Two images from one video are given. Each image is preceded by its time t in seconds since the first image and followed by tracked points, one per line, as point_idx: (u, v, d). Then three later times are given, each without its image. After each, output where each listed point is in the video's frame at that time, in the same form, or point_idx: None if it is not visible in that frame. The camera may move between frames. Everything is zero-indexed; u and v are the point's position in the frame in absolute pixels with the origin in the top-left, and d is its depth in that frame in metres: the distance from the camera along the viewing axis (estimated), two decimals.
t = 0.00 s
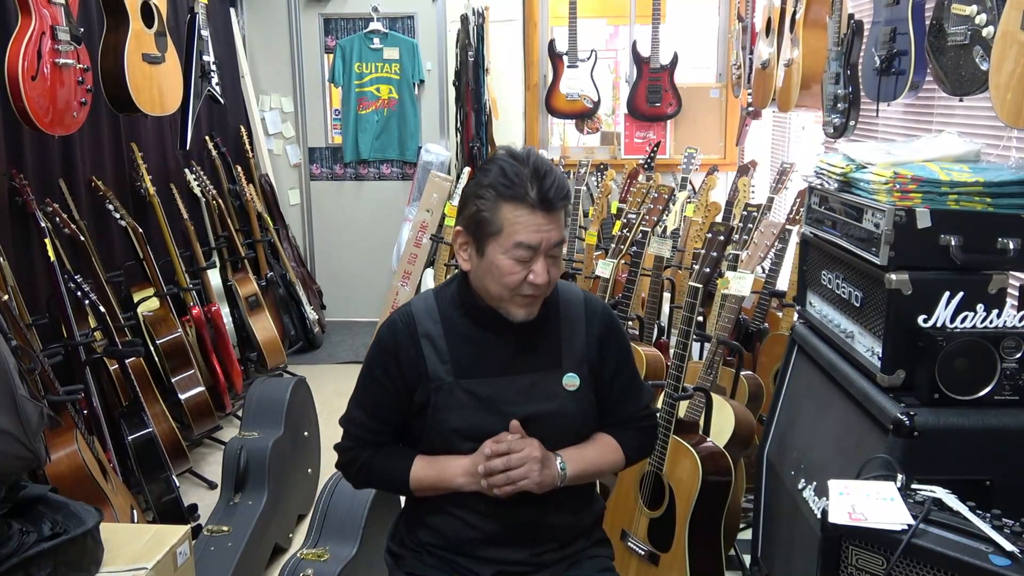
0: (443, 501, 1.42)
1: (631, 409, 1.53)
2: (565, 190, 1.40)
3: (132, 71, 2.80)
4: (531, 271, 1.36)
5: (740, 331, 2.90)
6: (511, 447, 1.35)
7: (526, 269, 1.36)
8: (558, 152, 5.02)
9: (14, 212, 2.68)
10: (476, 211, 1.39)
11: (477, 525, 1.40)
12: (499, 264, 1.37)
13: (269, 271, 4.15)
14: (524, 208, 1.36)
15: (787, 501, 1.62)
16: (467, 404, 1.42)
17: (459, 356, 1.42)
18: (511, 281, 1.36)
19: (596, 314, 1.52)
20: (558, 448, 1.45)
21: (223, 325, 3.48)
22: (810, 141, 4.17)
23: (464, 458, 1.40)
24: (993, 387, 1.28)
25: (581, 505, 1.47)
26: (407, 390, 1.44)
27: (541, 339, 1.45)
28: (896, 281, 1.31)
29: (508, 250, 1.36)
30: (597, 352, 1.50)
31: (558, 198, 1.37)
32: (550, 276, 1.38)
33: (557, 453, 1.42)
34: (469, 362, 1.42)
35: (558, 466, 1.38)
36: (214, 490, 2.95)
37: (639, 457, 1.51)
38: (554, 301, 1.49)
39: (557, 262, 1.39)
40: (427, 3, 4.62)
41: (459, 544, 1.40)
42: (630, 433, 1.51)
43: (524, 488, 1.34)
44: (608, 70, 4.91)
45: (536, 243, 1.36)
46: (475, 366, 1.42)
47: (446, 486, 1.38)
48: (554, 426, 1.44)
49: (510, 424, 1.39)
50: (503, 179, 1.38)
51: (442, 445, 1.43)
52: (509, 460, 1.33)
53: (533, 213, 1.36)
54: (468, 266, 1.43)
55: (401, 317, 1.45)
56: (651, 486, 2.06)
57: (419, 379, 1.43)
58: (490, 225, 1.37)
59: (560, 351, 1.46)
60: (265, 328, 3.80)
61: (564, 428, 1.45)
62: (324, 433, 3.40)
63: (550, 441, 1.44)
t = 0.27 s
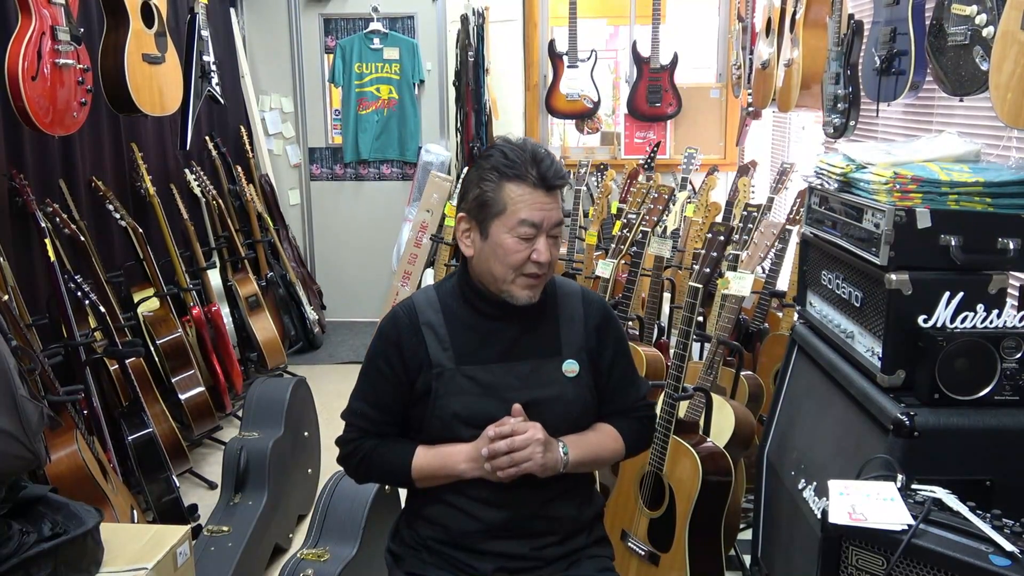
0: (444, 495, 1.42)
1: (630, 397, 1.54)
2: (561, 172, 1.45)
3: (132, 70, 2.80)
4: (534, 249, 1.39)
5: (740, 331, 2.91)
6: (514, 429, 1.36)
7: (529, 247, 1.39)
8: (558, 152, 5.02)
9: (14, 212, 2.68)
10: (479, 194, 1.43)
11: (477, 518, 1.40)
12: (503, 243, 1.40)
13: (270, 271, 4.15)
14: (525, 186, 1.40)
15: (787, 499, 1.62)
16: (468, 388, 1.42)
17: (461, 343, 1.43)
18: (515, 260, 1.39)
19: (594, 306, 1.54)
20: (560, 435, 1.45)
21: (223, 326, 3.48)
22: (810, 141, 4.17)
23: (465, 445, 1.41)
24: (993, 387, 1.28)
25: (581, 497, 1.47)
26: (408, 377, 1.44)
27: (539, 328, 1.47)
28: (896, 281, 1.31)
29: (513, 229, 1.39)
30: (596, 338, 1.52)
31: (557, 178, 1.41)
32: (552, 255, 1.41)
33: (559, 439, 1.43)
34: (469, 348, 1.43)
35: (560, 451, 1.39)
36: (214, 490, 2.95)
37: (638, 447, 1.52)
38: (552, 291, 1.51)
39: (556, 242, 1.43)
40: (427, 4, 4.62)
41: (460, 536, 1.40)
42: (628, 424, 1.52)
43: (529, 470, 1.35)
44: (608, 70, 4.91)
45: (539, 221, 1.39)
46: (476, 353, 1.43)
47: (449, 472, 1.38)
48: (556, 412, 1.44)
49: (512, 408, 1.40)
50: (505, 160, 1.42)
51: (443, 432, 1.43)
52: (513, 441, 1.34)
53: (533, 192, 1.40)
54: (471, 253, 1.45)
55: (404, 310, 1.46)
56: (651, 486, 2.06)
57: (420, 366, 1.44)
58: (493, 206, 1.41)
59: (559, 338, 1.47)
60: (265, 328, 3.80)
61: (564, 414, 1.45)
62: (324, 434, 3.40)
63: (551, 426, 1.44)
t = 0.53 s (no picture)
0: (443, 489, 1.42)
1: (628, 392, 1.54)
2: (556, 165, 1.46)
3: (132, 70, 2.80)
4: (530, 239, 1.41)
5: (740, 331, 2.91)
6: (512, 418, 1.36)
7: (526, 238, 1.41)
8: (558, 152, 5.02)
9: (15, 212, 2.68)
10: (477, 186, 1.44)
11: (477, 510, 1.40)
12: (500, 233, 1.41)
13: (270, 271, 4.15)
14: (520, 177, 1.42)
15: (787, 498, 1.62)
16: (468, 379, 1.43)
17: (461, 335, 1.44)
18: (512, 249, 1.40)
19: (590, 302, 1.54)
20: (560, 426, 1.44)
21: (223, 326, 3.48)
22: (810, 141, 4.17)
23: (464, 436, 1.41)
24: (993, 387, 1.28)
25: (581, 491, 1.47)
26: (409, 369, 1.45)
27: (535, 323, 1.47)
28: (896, 281, 1.31)
29: (510, 220, 1.41)
30: (593, 332, 1.52)
31: (552, 171, 1.43)
32: (548, 246, 1.42)
33: (558, 430, 1.43)
34: (468, 340, 1.44)
35: (559, 441, 1.39)
36: (214, 490, 2.95)
37: (637, 441, 1.52)
38: (547, 288, 1.51)
39: (552, 234, 1.44)
40: (427, 4, 4.62)
41: (460, 529, 1.40)
42: (626, 418, 1.52)
43: (526, 459, 1.35)
44: (608, 70, 4.91)
45: (534, 212, 1.41)
46: (475, 344, 1.44)
47: (448, 463, 1.38)
48: (555, 404, 1.44)
49: (510, 398, 1.40)
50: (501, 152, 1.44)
51: (443, 423, 1.43)
52: (510, 429, 1.34)
53: (529, 183, 1.42)
54: (470, 245, 1.46)
55: (405, 305, 1.47)
56: (651, 486, 2.06)
57: (420, 358, 1.44)
58: (490, 197, 1.42)
59: (556, 331, 1.48)
60: (265, 328, 3.80)
61: (562, 406, 1.45)
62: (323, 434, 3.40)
63: (549, 419, 1.44)
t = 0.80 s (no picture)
0: (443, 484, 1.42)
1: (625, 387, 1.54)
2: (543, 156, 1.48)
3: (132, 70, 2.80)
4: (510, 225, 1.43)
5: (740, 331, 2.92)
6: (509, 408, 1.36)
7: (506, 224, 1.43)
8: (558, 152, 5.02)
9: (14, 212, 2.68)
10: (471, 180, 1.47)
11: (476, 504, 1.40)
12: (481, 220, 1.43)
13: (270, 272, 4.15)
14: (503, 165, 1.45)
15: (787, 497, 1.62)
16: (466, 373, 1.42)
17: (459, 329, 1.44)
18: (491, 235, 1.42)
19: (587, 299, 1.54)
20: (559, 419, 1.44)
21: (223, 325, 3.48)
22: (810, 141, 4.17)
23: (463, 429, 1.41)
24: (993, 387, 1.28)
25: (580, 487, 1.47)
26: (408, 363, 1.45)
27: (532, 317, 1.47)
28: (896, 281, 1.31)
29: (488, 205, 1.44)
30: (590, 329, 1.52)
31: (534, 158, 1.46)
32: (529, 232, 1.43)
33: (557, 422, 1.43)
34: (467, 335, 1.44)
35: (556, 432, 1.39)
36: (214, 489, 2.95)
37: (636, 437, 1.52)
38: (543, 283, 1.52)
39: (536, 222, 1.45)
40: (427, 4, 4.62)
41: (460, 525, 1.40)
42: (625, 414, 1.52)
43: (524, 449, 1.35)
44: (608, 71, 4.91)
45: (514, 198, 1.43)
46: (474, 339, 1.44)
47: (446, 456, 1.38)
48: (554, 398, 1.44)
49: (507, 390, 1.40)
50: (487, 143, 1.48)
51: (442, 416, 1.43)
52: (508, 419, 1.34)
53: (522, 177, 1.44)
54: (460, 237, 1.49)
55: (404, 302, 1.47)
56: (652, 486, 2.06)
57: (419, 352, 1.44)
58: (477, 188, 1.46)
59: (553, 327, 1.48)
60: (265, 328, 3.80)
61: (561, 400, 1.44)
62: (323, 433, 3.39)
63: (548, 413, 1.44)
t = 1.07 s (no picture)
0: (442, 485, 1.42)
1: (625, 388, 1.54)
2: (520, 149, 1.49)
3: (132, 70, 2.80)
4: (478, 218, 1.45)
5: (740, 331, 2.92)
6: (510, 412, 1.35)
7: (474, 216, 1.45)
8: (558, 152, 5.02)
9: (14, 212, 2.68)
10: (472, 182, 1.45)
11: (476, 505, 1.40)
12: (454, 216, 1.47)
13: (269, 272, 4.15)
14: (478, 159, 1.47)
15: (787, 497, 1.62)
16: (466, 373, 1.42)
17: (459, 330, 1.44)
18: (462, 229, 1.45)
19: (588, 299, 1.54)
20: (559, 420, 1.45)
21: (223, 325, 3.48)
22: (810, 141, 4.17)
23: (464, 430, 1.41)
24: (993, 387, 1.28)
25: (580, 488, 1.47)
26: (408, 363, 1.45)
27: (530, 317, 1.47)
28: (896, 281, 1.31)
29: (459, 201, 1.46)
30: (590, 330, 1.52)
31: (504, 149, 1.46)
32: (498, 223, 1.44)
33: (557, 423, 1.43)
34: (467, 335, 1.44)
35: (557, 435, 1.39)
36: (214, 490, 2.95)
37: (636, 437, 1.52)
38: (541, 283, 1.52)
39: (508, 213, 1.45)
40: (427, 4, 4.62)
41: (460, 525, 1.40)
42: (625, 414, 1.52)
43: (523, 452, 1.35)
44: (608, 71, 4.91)
45: (481, 191, 1.46)
46: (473, 339, 1.44)
47: (447, 457, 1.39)
48: (555, 399, 1.44)
49: (510, 392, 1.40)
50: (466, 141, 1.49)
51: (442, 417, 1.43)
52: (508, 422, 1.34)
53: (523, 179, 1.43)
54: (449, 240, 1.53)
55: (404, 303, 1.47)
56: (652, 486, 2.06)
57: (419, 354, 1.44)
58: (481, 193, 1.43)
59: (553, 328, 1.47)
60: (265, 328, 3.80)
61: (561, 401, 1.44)
62: (323, 434, 3.39)
63: (548, 414, 1.44)
